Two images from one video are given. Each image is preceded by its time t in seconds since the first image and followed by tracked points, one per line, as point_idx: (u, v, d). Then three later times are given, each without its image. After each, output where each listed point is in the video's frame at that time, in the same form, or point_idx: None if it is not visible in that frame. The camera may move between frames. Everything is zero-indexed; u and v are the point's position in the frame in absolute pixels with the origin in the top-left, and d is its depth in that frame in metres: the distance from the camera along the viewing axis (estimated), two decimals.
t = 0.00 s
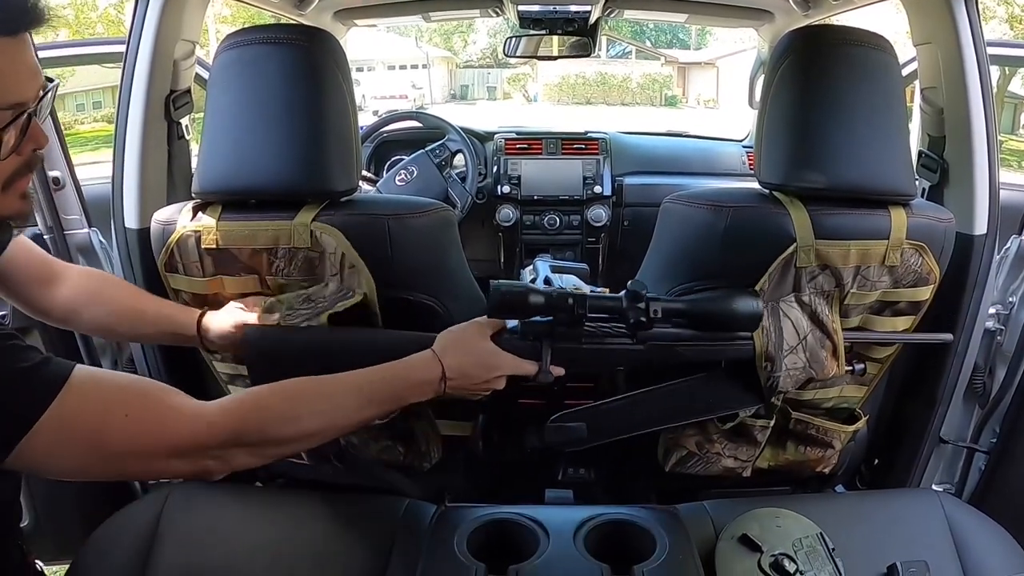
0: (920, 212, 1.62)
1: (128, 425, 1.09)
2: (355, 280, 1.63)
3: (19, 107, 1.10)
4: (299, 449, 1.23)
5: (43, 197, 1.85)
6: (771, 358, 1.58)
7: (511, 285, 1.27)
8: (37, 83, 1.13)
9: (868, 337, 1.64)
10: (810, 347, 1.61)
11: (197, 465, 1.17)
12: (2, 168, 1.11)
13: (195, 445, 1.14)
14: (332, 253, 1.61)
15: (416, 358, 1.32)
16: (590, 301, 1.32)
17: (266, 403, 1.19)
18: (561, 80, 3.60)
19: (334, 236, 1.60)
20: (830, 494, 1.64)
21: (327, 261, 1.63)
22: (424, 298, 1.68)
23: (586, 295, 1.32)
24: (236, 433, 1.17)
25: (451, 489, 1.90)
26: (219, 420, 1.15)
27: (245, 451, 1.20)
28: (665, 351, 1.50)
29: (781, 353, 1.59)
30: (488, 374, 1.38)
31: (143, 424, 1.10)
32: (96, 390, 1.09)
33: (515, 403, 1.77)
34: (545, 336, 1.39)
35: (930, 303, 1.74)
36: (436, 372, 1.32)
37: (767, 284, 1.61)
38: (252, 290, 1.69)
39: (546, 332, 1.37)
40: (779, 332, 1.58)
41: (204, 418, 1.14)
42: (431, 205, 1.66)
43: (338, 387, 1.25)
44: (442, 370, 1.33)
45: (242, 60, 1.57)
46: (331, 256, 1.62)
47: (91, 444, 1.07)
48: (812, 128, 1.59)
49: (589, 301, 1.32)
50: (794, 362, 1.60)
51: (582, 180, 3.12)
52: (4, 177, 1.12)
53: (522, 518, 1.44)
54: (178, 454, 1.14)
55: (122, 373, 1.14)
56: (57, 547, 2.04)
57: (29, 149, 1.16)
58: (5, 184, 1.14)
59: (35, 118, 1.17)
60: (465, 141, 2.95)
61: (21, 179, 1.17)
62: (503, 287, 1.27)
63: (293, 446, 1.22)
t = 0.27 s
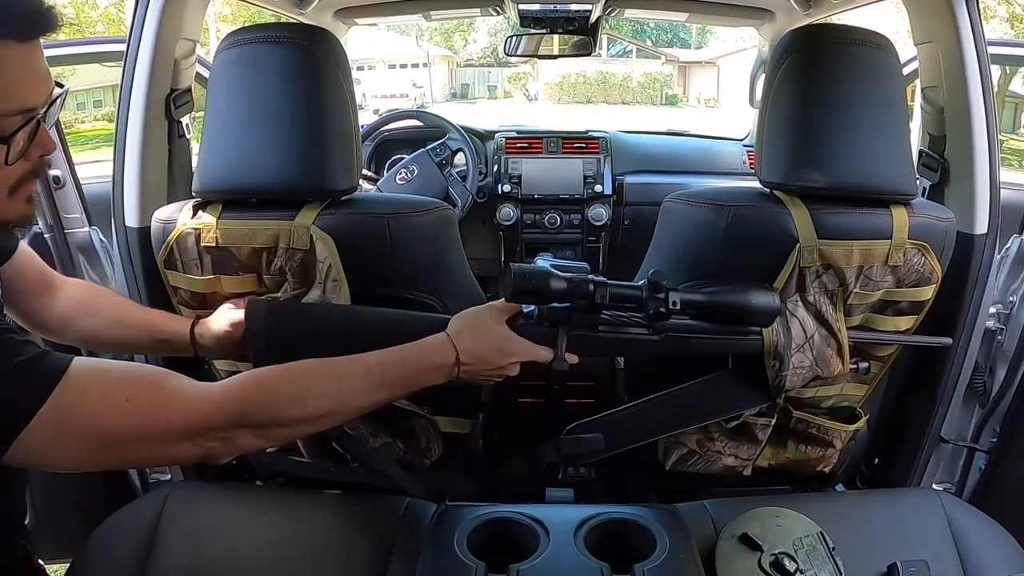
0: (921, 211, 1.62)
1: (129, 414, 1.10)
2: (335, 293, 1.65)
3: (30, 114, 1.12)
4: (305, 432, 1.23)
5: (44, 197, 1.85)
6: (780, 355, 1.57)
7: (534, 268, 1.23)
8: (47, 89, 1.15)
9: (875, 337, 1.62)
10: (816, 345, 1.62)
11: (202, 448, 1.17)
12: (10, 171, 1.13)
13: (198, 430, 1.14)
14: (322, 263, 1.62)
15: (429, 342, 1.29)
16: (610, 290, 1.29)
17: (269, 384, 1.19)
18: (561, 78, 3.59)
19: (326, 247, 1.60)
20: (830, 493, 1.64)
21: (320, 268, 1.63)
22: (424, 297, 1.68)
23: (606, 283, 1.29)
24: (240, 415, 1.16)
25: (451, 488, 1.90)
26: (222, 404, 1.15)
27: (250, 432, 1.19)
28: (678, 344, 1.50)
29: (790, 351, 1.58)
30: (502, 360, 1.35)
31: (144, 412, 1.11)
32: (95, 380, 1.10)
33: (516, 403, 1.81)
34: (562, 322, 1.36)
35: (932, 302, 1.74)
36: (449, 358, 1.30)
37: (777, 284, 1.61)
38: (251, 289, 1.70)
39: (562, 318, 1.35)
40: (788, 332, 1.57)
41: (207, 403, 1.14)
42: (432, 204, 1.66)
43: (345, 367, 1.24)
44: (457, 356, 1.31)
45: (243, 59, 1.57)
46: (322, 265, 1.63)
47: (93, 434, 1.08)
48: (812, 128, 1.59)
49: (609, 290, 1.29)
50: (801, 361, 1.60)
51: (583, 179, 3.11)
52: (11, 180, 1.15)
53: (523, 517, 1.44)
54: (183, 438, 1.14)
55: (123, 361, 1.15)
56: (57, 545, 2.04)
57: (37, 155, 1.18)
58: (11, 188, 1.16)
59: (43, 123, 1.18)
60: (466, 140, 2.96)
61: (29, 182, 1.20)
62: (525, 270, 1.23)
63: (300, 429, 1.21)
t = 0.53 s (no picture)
0: (921, 210, 1.62)
1: (141, 416, 1.09)
2: (333, 294, 1.65)
3: (41, 124, 1.12)
4: (310, 431, 1.24)
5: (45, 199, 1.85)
6: (780, 355, 1.59)
7: (531, 275, 1.23)
8: (57, 96, 1.15)
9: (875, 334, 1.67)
10: (817, 344, 1.62)
11: (212, 448, 1.18)
12: (20, 181, 1.15)
13: (208, 432, 1.15)
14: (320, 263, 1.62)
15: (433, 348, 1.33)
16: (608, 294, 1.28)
17: (278, 384, 1.20)
18: (560, 78, 3.61)
19: (322, 246, 1.60)
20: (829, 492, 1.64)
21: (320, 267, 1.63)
22: (423, 296, 1.68)
23: (604, 287, 1.28)
24: (249, 418, 1.17)
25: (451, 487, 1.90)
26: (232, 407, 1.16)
27: (259, 432, 1.20)
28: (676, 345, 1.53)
29: (790, 350, 1.60)
30: (506, 363, 1.37)
31: (156, 415, 1.10)
32: (105, 383, 1.09)
33: (516, 402, 1.81)
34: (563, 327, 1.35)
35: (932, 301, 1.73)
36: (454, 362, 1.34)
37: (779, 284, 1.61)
38: (250, 288, 1.70)
39: (563, 323, 1.33)
40: (788, 332, 1.59)
41: (218, 405, 1.15)
42: (431, 203, 1.66)
43: (350, 371, 1.26)
44: (460, 361, 1.34)
45: (241, 58, 1.57)
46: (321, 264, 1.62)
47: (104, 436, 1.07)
48: (811, 128, 1.59)
49: (607, 294, 1.28)
50: (803, 359, 1.61)
51: (582, 178, 3.11)
52: (19, 190, 1.17)
53: (522, 516, 1.44)
54: (193, 437, 1.14)
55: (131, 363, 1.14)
56: (57, 545, 2.04)
57: (46, 164, 1.19)
58: (18, 196, 1.17)
59: (53, 132, 1.20)
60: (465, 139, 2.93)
61: (38, 189, 1.21)
62: (524, 275, 1.23)
63: (306, 430, 1.23)
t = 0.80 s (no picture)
0: (920, 210, 1.62)
1: (144, 417, 1.09)
2: (331, 292, 1.65)
3: (40, 138, 1.13)
4: (311, 430, 1.25)
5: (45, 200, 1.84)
6: (781, 353, 1.59)
7: (533, 272, 1.23)
8: (57, 109, 1.14)
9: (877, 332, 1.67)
10: (818, 343, 1.62)
11: (213, 448, 1.18)
12: (18, 194, 1.15)
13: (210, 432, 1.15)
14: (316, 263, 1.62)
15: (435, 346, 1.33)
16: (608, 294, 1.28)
17: (279, 384, 1.20)
18: (559, 78, 3.61)
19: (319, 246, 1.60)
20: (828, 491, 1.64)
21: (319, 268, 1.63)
22: (423, 296, 1.68)
23: (604, 287, 1.28)
24: (250, 418, 1.18)
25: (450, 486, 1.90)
26: (235, 407, 1.16)
27: (260, 431, 1.21)
28: (677, 345, 1.52)
29: (790, 349, 1.59)
30: (506, 363, 1.37)
31: (159, 415, 1.10)
32: (108, 384, 1.09)
33: (515, 402, 1.81)
34: (562, 325, 1.35)
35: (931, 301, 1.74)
36: (455, 361, 1.34)
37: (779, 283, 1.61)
38: (249, 287, 1.70)
39: (563, 321, 1.33)
40: (788, 330, 1.59)
41: (220, 406, 1.15)
42: (430, 203, 1.66)
43: (351, 371, 1.26)
44: (461, 359, 1.34)
45: (240, 57, 1.57)
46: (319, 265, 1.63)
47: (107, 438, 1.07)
48: (810, 127, 1.59)
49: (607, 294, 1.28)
50: (803, 358, 1.61)
51: (582, 177, 3.11)
52: (19, 203, 1.17)
53: (522, 515, 1.44)
54: (195, 438, 1.14)
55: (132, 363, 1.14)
56: (57, 544, 2.04)
57: (45, 176, 1.19)
58: (17, 208, 1.17)
59: (53, 145, 1.20)
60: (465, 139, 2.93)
61: (37, 200, 1.22)
62: (524, 274, 1.24)
63: (307, 429, 1.23)
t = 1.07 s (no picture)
0: (919, 209, 1.61)
1: (145, 419, 1.09)
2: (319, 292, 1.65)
3: (36, 145, 1.12)
4: (313, 432, 1.24)
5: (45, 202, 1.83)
6: (781, 353, 1.59)
7: (532, 272, 1.23)
8: (54, 115, 1.14)
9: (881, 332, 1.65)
10: (817, 342, 1.62)
11: (216, 450, 1.17)
12: (16, 202, 1.15)
13: (211, 433, 1.14)
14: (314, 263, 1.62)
15: (436, 346, 1.33)
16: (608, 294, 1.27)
17: (281, 386, 1.20)
18: (558, 78, 3.61)
19: (314, 248, 1.59)
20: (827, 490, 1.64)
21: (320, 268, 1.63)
22: (422, 296, 1.68)
23: (604, 288, 1.27)
24: (252, 419, 1.17)
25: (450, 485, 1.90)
26: (237, 409, 1.15)
27: (263, 434, 1.20)
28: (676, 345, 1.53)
29: (790, 348, 1.60)
30: (507, 362, 1.37)
31: (160, 417, 1.10)
32: (111, 387, 1.09)
33: (514, 402, 1.81)
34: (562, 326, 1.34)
35: (931, 300, 1.74)
36: (455, 361, 1.33)
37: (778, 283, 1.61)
38: (248, 287, 1.70)
39: (564, 321, 1.33)
40: (788, 330, 1.59)
41: (223, 407, 1.14)
42: (430, 202, 1.66)
43: (353, 372, 1.25)
44: (461, 360, 1.34)
45: (239, 58, 1.57)
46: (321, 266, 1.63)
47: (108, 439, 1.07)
48: (809, 126, 1.59)
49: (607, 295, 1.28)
50: (803, 357, 1.61)
51: (581, 177, 3.11)
52: (17, 211, 1.17)
53: (521, 515, 1.44)
54: (197, 440, 1.14)
55: (134, 366, 1.14)
56: (56, 545, 2.04)
57: (43, 183, 1.19)
58: (15, 215, 1.17)
59: (51, 152, 1.20)
60: (464, 139, 2.96)
61: (35, 207, 1.21)
62: (524, 274, 1.24)
63: (309, 431, 1.23)
